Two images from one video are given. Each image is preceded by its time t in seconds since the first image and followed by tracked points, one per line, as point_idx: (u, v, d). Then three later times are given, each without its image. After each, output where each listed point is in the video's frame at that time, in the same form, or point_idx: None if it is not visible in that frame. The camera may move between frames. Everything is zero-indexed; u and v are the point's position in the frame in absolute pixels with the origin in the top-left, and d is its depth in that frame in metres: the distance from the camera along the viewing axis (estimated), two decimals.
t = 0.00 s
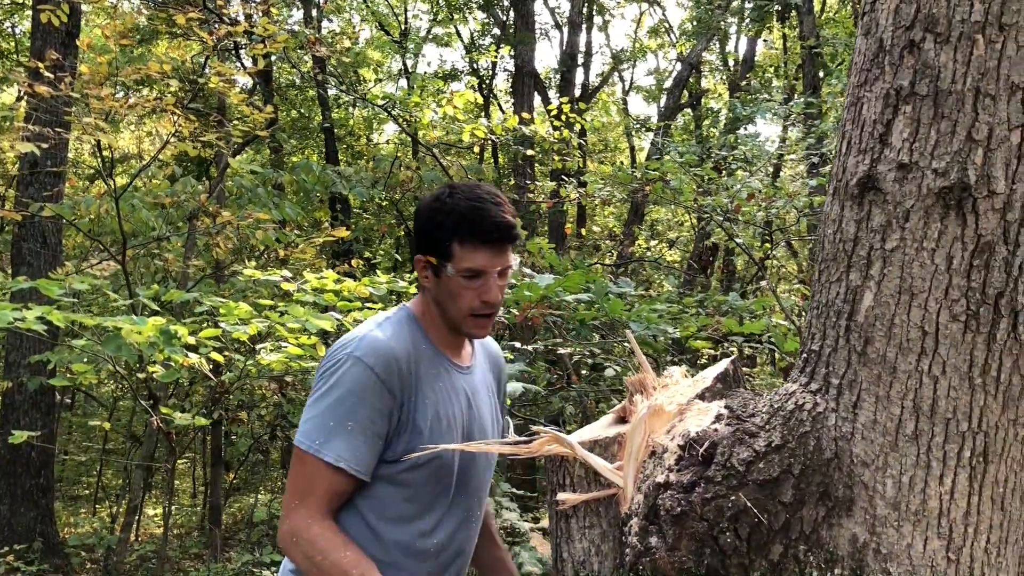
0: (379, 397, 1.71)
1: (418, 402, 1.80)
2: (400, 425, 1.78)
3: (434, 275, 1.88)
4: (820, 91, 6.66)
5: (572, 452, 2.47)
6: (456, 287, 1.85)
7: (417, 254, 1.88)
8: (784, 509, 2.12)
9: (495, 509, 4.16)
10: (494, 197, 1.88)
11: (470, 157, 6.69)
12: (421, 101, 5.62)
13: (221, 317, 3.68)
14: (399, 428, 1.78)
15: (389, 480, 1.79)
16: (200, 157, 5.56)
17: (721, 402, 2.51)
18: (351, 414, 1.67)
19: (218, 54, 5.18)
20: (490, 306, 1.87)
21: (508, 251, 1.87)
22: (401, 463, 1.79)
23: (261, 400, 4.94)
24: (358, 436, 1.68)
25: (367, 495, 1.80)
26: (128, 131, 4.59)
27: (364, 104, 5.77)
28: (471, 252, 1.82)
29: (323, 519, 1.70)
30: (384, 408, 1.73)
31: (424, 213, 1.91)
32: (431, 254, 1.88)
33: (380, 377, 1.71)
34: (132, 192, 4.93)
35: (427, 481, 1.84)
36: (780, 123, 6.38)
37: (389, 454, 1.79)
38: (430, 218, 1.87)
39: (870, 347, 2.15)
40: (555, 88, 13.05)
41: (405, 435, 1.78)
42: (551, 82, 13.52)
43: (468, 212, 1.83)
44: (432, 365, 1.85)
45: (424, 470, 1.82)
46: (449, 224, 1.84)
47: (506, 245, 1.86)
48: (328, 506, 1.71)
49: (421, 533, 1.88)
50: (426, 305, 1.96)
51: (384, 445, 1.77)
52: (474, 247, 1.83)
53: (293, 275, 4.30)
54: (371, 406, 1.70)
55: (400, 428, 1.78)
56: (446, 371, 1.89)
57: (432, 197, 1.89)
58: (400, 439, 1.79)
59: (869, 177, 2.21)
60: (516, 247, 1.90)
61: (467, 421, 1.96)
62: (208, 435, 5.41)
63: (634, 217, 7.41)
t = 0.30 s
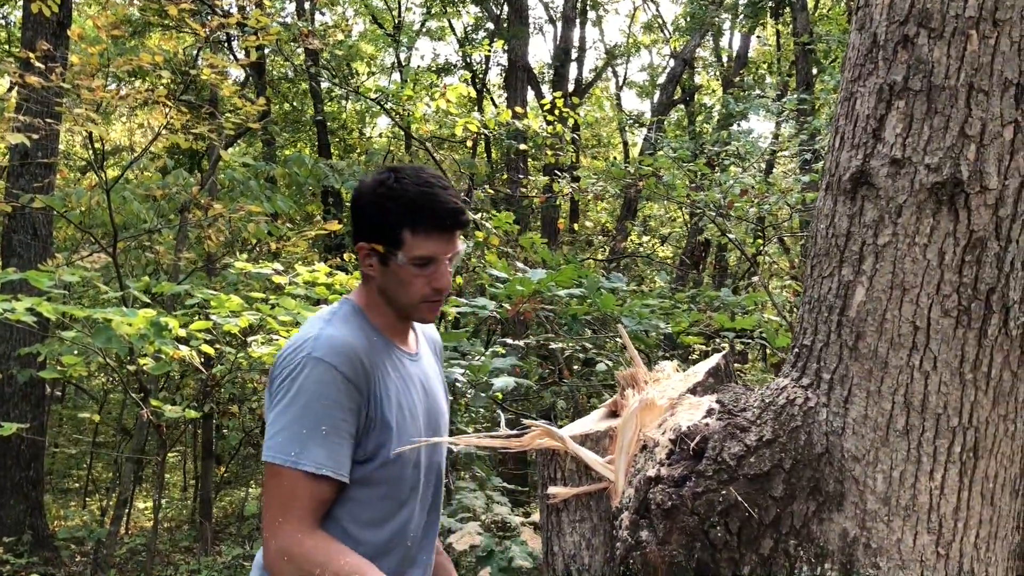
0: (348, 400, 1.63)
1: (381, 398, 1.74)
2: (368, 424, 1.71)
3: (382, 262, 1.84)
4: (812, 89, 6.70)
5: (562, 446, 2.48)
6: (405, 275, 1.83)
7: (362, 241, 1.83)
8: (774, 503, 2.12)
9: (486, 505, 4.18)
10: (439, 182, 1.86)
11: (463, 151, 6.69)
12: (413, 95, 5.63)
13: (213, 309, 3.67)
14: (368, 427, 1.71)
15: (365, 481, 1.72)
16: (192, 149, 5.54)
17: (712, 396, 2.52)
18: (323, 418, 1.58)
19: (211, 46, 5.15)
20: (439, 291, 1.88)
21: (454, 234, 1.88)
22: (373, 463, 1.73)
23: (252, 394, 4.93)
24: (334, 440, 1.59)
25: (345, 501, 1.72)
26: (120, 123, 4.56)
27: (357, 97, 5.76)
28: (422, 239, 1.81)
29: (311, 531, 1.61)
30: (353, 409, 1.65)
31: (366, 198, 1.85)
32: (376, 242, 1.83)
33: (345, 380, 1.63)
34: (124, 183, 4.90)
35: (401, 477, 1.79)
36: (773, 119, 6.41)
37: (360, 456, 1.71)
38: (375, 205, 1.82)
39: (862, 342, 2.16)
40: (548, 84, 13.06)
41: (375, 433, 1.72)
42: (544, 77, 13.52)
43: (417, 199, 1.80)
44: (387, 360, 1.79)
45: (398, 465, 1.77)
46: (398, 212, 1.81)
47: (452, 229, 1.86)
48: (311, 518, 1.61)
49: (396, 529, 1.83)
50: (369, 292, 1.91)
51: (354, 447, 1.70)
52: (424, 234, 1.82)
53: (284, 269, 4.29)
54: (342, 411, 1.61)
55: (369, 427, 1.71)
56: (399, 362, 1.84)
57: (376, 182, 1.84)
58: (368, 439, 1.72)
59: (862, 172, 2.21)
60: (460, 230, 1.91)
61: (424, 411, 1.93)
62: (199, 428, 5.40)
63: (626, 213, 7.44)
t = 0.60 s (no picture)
0: (262, 406, 1.37)
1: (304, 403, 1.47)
2: (290, 433, 1.44)
3: (305, 256, 1.53)
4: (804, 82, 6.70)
5: (553, 437, 2.47)
6: (331, 274, 1.54)
7: (282, 231, 1.51)
8: (767, 495, 2.09)
9: (476, 497, 4.19)
10: (377, 173, 1.57)
11: (453, 143, 6.66)
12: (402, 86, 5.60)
13: (199, 299, 3.62)
14: (289, 438, 1.44)
15: (292, 499, 1.45)
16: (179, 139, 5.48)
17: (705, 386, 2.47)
18: (234, 428, 1.32)
19: (199, 34, 5.10)
20: (369, 294, 1.59)
21: (389, 232, 1.59)
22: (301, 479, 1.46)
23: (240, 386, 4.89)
24: (246, 455, 1.33)
25: (270, 525, 1.45)
26: (106, 111, 4.50)
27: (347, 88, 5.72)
28: (355, 236, 1.52)
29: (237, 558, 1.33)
30: (268, 416, 1.39)
31: (288, 180, 1.51)
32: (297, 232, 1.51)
33: (256, 382, 1.37)
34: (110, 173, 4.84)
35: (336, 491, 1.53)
36: (764, 112, 6.41)
37: (284, 469, 1.45)
38: (302, 191, 1.49)
39: (857, 332, 2.12)
40: (539, 76, 13.03)
41: (298, 443, 1.45)
42: (535, 69, 13.48)
43: (353, 190, 1.50)
44: (309, 358, 1.53)
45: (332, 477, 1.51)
46: (327, 202, 1.49)
47: (389, 227, 1.58)
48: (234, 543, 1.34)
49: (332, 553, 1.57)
50: (287, 287, 1.60)
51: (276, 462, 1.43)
52: (357, 232, 1.52)
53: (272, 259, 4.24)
54: (255, 419, 1.35)
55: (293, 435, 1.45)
56: (326, 361, 1.58)
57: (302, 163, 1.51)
58: (292, 453, 1.45)
59: (858, 159, 2.17)
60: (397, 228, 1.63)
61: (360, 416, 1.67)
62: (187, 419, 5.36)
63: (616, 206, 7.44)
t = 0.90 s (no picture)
0: (181, 419, 1.42)
1: (233, 413, 1.51)
2: (219, 442, 1.50)
3: (269, 245, 1.54)
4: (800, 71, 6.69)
5: (565, 424, 2.41)
6: (301, 263, 1.56)
7: (246, 220, 1.52)
8: (788, 481, 2.04)
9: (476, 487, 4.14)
10: (343, 154, 1.58)
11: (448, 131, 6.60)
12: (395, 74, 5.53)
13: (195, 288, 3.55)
14: (219, 447, 1.50)
15: (220, 509, 1.51)
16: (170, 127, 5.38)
17: (720, 371, 2.42)
18: (143, 443, 1.38)
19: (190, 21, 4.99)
20: (338, 281, 1.62)
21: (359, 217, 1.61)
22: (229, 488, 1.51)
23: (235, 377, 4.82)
24: (157, 469, 1.39)
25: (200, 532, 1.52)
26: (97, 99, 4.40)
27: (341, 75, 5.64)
28: (325, 222, 1.54)
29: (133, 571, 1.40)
30: (190, 429, 1.44)
31: (251, 165, 1.50)
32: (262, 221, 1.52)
33: (175, 395, 1.41)
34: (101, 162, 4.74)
35: (270, 500, 1.56)
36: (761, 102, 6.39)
37: (212, 477, 1.50)
38: (264, 175, 1.49)
39: (880, 314, 2.06)
40: (531, 65, 12.95)
41: (228, 454, 1.50)
42: (527, 58, 13.39)
43: (322, 175, 1.51)
44: (247, 366, 1.56)
45: (260, 489, 1.54)
46: (296, 188, 1.50)
47: (358, 211, 1.60)
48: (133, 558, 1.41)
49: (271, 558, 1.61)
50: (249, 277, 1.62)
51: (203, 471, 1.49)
52: (327, 218, 1.55)
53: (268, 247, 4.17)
54: (169, 434, 1.40)
55: (220, 444, 1.50)
56: (268, 367, 1.61)
57: (266, 147, 1.50)
58: (222, 461, 1.50)
59: (881, 136, 2.11)
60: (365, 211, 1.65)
61: (311, 418, 1.69)
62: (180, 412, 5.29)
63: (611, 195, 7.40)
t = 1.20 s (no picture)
0: (184, 412, 1.38)
1: (240, 404, 1.47)
2: (226, 435, 1.45)
3: (288, 217, 1.51)
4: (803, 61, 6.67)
5: (596, 413, 2.37)
6: (322, 229, 1.54)
7: (262, 192, 1.48)
8: (827, 470, 2.00)
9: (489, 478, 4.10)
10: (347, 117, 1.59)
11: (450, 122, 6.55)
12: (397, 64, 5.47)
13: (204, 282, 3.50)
14: (226, 440, 1.46)
15: (228, 504, 1.47)
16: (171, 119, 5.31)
17: (752, 359, 2.37)
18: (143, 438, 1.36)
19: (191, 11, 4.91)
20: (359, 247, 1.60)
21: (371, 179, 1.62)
22: (238, 482, 1.48)
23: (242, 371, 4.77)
24: (158, 464, 1.36)
25: (209, 528, 1.48)
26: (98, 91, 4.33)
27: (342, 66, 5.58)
28: (345, 182, 1.54)
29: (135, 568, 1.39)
30: (194, 422, 1.40)
31: (260, 136, 1.47)
32: (277, 191, 1.49)
33: (177, 387, 1.38)
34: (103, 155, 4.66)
35: (282, 495, 1.51)
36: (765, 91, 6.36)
37: (221, 472, 1.47)
38: (272, 145, 1.47)
39: (919, 298, 2.02)
40: (528, 55, 12.88)
41: (235, 448, 1.46)
42: (524, 48, 13.32)
43: (336, 135, 1.51)
44: (254, 356, 1.52)
45: (271, 485, 1.49)
46: (313, 150, 1.49)
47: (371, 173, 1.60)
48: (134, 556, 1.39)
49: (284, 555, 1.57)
50: (262, 258, 1.57)
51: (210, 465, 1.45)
52: (345, 178, 1.55)
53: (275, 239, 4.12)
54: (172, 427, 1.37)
55: (227, 438, 1.46)
56: (278, 355, 1.56)
57: (274, 115, 1.47)
58: (231, 455, 1.46)
59: (920, 117, 2.06)
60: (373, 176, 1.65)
61: (323, 409, 1.64)
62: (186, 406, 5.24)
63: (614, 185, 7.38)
